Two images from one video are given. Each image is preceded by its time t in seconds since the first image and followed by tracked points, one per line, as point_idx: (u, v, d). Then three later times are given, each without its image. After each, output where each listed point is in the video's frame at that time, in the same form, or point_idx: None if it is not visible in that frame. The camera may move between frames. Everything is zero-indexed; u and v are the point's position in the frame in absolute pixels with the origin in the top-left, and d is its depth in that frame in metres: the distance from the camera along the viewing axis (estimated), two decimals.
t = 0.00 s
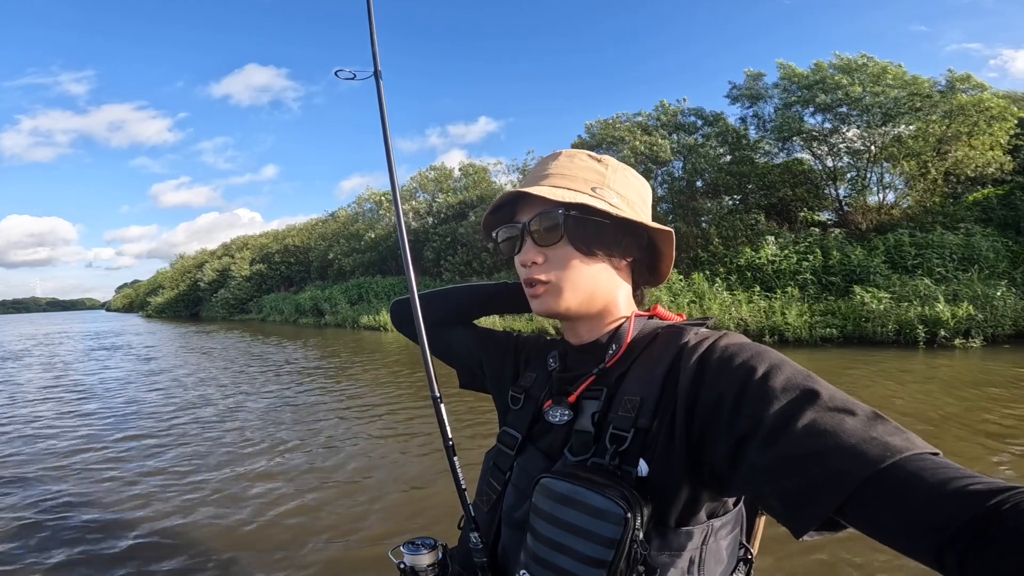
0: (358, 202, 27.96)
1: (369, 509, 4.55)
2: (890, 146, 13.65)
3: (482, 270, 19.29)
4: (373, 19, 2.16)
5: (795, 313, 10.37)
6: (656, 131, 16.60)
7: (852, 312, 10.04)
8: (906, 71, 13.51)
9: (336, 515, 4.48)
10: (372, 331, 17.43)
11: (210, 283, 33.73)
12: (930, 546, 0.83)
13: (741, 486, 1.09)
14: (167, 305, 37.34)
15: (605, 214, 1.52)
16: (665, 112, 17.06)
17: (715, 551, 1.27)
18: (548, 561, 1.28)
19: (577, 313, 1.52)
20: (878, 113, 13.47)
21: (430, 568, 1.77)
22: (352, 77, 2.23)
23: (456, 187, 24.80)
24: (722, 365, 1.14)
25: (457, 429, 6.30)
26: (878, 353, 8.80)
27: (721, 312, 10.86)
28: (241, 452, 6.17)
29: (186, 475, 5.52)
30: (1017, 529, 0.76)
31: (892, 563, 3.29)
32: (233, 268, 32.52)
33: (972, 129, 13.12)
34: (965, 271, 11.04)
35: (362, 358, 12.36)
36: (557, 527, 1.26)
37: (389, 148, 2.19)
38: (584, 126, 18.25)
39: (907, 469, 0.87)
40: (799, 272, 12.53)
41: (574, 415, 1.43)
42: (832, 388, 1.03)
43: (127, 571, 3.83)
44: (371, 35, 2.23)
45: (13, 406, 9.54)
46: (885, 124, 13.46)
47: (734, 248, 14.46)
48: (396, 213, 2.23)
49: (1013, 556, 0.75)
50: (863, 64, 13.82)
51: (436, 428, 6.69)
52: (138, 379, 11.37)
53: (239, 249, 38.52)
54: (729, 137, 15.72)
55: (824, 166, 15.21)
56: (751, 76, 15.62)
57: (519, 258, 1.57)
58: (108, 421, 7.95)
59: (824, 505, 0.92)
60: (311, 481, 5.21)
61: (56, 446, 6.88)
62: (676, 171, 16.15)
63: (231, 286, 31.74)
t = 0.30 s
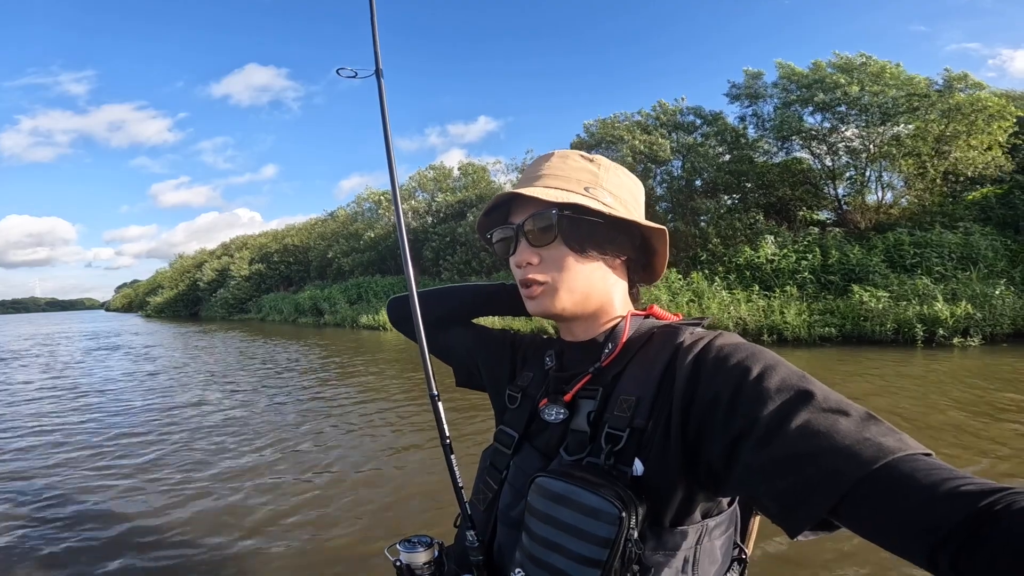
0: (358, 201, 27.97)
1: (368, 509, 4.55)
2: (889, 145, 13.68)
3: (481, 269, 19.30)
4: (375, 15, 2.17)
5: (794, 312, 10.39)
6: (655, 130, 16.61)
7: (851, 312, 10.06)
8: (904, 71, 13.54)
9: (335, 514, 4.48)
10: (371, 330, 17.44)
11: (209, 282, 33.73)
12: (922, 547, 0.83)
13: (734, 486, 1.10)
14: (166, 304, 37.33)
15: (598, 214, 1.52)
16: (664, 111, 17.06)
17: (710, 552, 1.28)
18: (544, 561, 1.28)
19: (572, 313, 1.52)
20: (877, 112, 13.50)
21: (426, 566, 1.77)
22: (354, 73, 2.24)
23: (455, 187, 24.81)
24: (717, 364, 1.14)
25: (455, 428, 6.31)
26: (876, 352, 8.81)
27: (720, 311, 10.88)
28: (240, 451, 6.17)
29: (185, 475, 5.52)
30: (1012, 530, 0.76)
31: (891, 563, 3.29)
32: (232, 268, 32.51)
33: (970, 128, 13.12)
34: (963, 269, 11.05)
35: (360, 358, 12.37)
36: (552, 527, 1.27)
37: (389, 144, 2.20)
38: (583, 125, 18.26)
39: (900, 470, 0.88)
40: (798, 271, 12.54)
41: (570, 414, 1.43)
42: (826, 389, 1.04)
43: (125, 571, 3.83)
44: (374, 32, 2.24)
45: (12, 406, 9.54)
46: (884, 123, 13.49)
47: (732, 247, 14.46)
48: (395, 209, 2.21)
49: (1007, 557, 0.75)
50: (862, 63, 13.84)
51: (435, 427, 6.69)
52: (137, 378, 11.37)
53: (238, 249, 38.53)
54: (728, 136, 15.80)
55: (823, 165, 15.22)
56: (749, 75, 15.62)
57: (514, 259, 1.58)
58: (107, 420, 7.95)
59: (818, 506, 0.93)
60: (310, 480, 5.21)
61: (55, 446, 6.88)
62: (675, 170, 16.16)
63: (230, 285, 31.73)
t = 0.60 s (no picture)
0: (356, 200, 27.95)
1: (367, 508, 4.56)
2: (886, 144, 13.73)
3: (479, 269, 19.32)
4: (371, 18, 2.19)
5: (792, 310, 10.44)
6: (653, 129, 16.64)
7: (848, 311, 10.10)
8: (901, 70, 13.59)
9: (334, 514, 4.50)
10: (370, 330, 17.45)
11: (207, 282, 33.70)
12: (919, 548, 0.84)
13: (733, 488, 1.10)
14: (164, 304, 37.24)
15: (604, 216, 1.53)
16: (662, 111, 17.09)
17: (710, 552, 1.29)
18: (543, 561, 1.29)
19: (577, 316, 1.53)
20: (874, 111, 13.56)
21: (428, 567, 1.78)
22: (351, 78, 2.27)
23: (453, 186, 24.84)
24: (715, 366, 1.16)
25: (455, 428, 6.32)
26: (873, 351, 8.85)
27: (718, 310, 10.92)
28: (239, 451, 6.17)
29: (184, 475, 5.52)
30: (1007, 530, 0.77)
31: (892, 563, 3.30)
32: (229, 267, 32.47)
33: (967, 127, 13.17)
34: (961, 268, 11.09)
35: (359, 357, 12.38)
36: (551, 527, 1.28)
37: (387, 146, 2.22)
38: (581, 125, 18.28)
39: (896, 470, 0.89)
40: (796, 270, 12.59)
41: (570, 415, 1.44)
42: (824, 390, 1.05)
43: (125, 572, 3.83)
44: (370, 37, 2.27)
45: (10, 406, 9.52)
46: (881, 122, 13.55)
47: (731, 245, 14.50)
48: (392, 211, 2.22)
49: (1003, 558, 0.76)
50: (859, 63, 13.90)
51: (434, 427, 6.69)
52: (136, 378, 11.36)
53: (236, 248, 38.46)
54: (726, 135, 15.91)
55: (821, 164, 15.25)
56: (747, 74, 15.65)
57: (518, 261, 1.58)
58: (106, 420, 7.95)
59: (815, 506, 0.94)
60: (309, 480, 5.22)
61: (54, 446, 6.88)
62: (674, 169, 16.19)
63: (228, 284, 31.70)
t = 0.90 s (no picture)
0: (355, 200, 27.94)
1: (368, 508, 4.56)
2: (885, 144, 13.74)
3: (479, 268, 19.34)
4: (368, 20, 2.20)
5: (792, 310, 10.45)
6: (653, 129, 16.63)
7: (848, 310, 10.11)
8: (900, 70, 13.61)
9: (334, 513, 4.49)
10: (369, 329, 17.44)
11: (206, 281, 33.71)
12: (924, 547, 0.84)
13: (736, 487, 1.10)
14: (163, 303, 37.20)
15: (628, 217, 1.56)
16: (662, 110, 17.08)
17: (713, 551, 1.29)
18: (546, 562, 1.29)
19: (592, 314, 1.53)
20: (873, 111, 13.58)
21: (429, 568, 1.78)
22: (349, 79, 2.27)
23: (452, 185, 24.84)
24: (718, 364, 1.16)
25: (454, 428, 6.32)
26: (872, 350, 8.85)
27: (718, 309, 10.94)
28: (239, 451, 6.17)
29: (183, 475, 5.51)
30: (1013, 529, 0.77)
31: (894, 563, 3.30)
32: (228, 266, 32.44)
33: (966, 127, 13.20)
34: (960, 268, 11.11)
35: (359, 357, 12.38)
36: (554, 528, 1.28)
37: (384, 148, 2.23)
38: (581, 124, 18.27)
39: (900, 469, 0.89)
40: (795, 269, 12.60)
41: (572, 415, 1.44)
42: (827, 388, 1.05)
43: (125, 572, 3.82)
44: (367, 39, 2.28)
45: (9, 405, 9.51)
46: (881, 122, 13.56)
47: (730, 245, 14.52)
48: (391, 211, 2.22)
49: (1009, 556, 0.76)
50: (858, 62, 13.90)
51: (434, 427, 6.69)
52: (135, 378, 11.35)
53: (235, 247, 38.43)
54: (725, 135, 15.87)
55: (820, 163, 15.27)
56: (746, 74, 15.65)
57: (538, 254, 1.53)
58: (105, 420, 7.93)
59: (819, 505, 0.94)
60: (309, 480, 5.22)
61: (52, 445, 6.87)
62: (673, 168, 16.20)
63: (227, 284, 31.68)
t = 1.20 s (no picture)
0: (353, 199, 27.90)
1: (367, 508, 4.56)
2: (884, 144, 13.75)
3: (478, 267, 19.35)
4: (363, 18, 2.19)
5: (790, 309, 10.46)
6: (652, 128, 16.62)
7: (846, 309, 10.14)
8: (898, 69, 13.63)
9: (334, 514, 4.48)
10: (368, 328, 17.43)
11: (204, 280, 33.65)
12: (926, 546, 0.85)
13: (736, 485, 1.11)
14: (161, 302, 37.13)
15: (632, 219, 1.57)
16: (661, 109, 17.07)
17: (713, 549, 1.29)
18: (546, 560, 1.30)
19: (592, 314, 1.54)
20: (872, 110, 13.60)
21: (429, 569, 1.79)
22: (345, 77, 2.26)
23: (451, 184, 24.82)
24: (718, 362, 1.16)
25: (454, 427, 6.32)
26: (872, 350, 8.85)
27: (717, 309, 10.96)
28: (238, 451, 6.16)
29: (182, 475, 5.51)
30: (1014, 527, 0.78)
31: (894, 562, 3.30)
32: (226, 265, 32.38)
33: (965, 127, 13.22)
34: (958, 267, 11.12)
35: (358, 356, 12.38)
36: (555, 526, 1.28)
37: (380, 147, 2.22)
38: (579, 124, 18.26)
39: (901, 465, 0.90)
40: (794, 269, 12.62)
41: (571, 414, 1.45)
42: (827, 385, 1.05)
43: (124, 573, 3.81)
44: (361, 37, 2.27)
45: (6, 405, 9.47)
46: (880, 121, 13.58)
47: (729, 245, 14.52)
48: (386, 210, 2.22)
49: (1009, 556, 0.77)
50: (856, 62, 13.92)
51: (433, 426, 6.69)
52: (133, 377, 11.33)
53: (233, 246, 38.38)
54: (725, 135, 15.77)
55: (819, 163, 15.28)
56: (744, 74, 15.66)
57: (542, 251, 1.52)
58: (103, 420, 7.93)
59: (819, 504, 0.94)
60: (308, 480, 5.21)
61: (51, 445, 6.86)
62: (672, 168, 16.21)
63: (225, 283, 31.63)
